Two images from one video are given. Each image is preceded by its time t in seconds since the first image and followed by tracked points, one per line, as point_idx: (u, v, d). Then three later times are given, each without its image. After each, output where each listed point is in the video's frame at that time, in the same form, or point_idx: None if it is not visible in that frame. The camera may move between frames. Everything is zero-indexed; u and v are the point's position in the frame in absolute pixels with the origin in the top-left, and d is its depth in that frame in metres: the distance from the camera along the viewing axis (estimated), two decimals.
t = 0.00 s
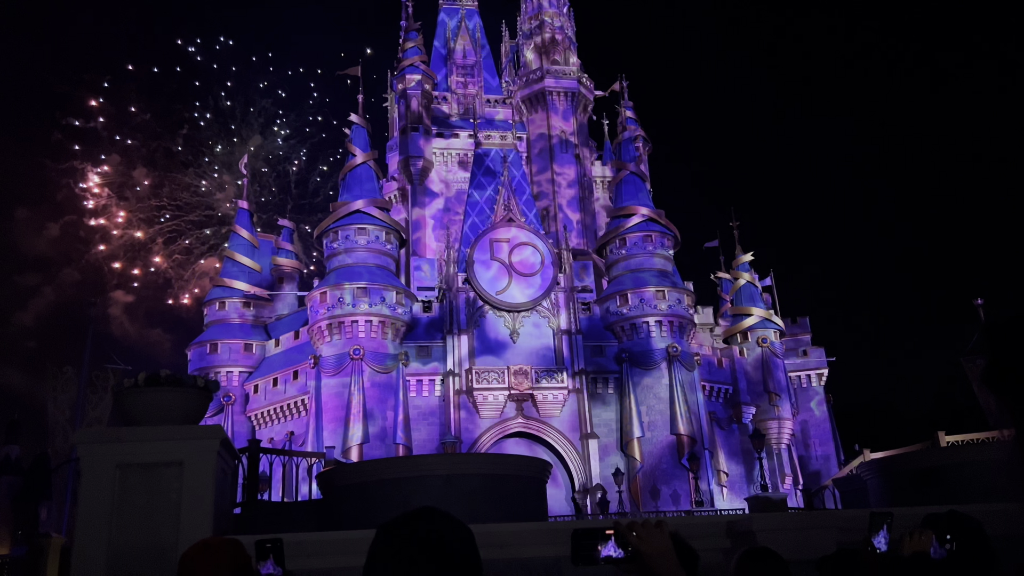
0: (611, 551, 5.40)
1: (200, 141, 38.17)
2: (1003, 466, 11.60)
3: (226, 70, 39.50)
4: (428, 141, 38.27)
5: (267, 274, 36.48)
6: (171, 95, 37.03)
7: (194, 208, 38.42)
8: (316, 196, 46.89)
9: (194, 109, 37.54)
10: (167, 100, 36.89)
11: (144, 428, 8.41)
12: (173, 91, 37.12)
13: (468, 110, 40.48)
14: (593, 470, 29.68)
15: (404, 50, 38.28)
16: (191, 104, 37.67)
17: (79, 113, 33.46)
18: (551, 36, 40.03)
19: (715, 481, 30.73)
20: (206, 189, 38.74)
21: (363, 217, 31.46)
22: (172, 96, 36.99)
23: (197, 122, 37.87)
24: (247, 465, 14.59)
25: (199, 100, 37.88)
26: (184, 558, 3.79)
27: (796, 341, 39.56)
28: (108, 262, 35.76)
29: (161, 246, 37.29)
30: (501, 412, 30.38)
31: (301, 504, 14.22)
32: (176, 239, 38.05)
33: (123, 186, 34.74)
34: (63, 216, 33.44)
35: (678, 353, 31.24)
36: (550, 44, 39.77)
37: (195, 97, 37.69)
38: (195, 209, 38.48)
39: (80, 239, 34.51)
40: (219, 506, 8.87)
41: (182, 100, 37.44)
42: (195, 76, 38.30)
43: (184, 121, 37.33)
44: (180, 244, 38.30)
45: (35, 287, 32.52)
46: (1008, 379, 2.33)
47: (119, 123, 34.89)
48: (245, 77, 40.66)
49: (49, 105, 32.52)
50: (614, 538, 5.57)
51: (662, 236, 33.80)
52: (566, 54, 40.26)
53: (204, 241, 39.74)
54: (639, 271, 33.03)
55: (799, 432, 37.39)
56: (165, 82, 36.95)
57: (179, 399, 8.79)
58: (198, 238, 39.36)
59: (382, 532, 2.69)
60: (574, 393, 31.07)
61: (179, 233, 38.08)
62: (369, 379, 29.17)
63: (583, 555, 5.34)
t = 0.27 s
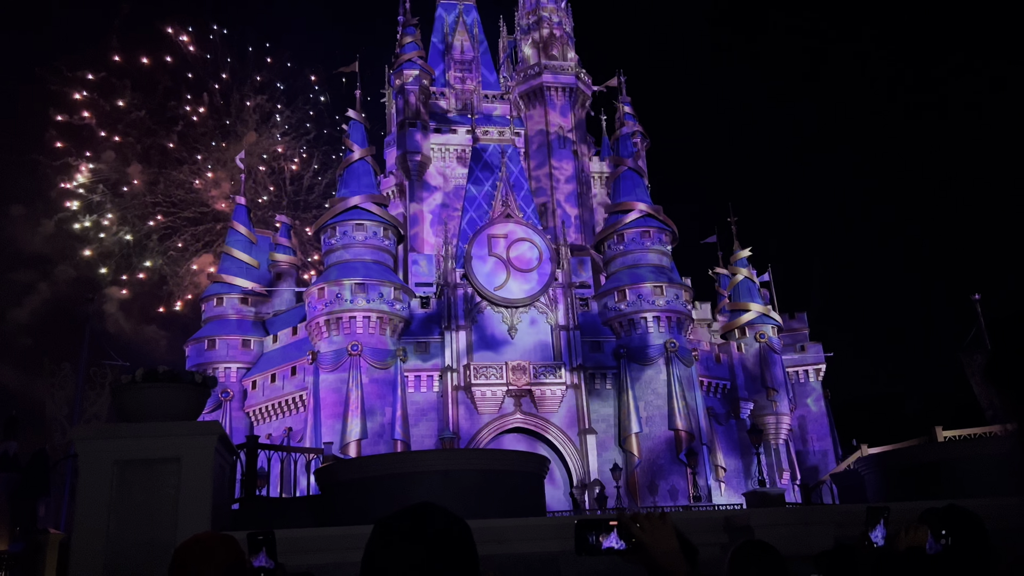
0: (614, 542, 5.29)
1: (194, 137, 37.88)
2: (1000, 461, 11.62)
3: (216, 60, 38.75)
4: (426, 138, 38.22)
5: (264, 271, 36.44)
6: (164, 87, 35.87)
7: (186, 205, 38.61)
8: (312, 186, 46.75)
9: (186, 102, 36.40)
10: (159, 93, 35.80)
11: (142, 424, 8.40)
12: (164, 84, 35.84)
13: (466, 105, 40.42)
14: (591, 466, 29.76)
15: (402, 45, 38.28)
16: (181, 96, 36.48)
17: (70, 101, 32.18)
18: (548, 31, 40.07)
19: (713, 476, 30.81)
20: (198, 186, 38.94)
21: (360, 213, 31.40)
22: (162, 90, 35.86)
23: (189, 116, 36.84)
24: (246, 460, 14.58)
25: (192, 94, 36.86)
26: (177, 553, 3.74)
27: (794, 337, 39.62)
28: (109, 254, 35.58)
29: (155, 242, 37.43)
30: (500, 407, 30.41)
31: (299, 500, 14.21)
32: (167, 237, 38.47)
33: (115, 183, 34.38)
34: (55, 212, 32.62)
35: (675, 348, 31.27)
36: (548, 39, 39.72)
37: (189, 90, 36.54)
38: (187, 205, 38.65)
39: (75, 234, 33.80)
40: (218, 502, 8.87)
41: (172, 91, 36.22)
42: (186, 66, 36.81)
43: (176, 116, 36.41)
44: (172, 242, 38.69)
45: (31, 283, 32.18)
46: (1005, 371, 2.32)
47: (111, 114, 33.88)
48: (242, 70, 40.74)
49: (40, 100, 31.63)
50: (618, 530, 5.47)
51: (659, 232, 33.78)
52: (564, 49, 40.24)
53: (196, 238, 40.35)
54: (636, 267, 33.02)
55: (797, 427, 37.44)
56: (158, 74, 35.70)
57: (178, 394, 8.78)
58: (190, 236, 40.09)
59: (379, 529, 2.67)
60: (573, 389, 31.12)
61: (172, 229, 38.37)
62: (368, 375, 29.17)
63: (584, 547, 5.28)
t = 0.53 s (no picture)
0: (617, 536, 5.25)
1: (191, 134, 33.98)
2: (1000, 456, 11.62)
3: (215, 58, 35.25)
4: (424, 134, 38.13)
5: (262, 267, 36.42)
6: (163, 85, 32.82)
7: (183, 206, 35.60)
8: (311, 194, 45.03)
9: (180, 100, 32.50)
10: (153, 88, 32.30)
11: (139, 420, 8.39)
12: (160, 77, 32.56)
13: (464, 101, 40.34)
14: (589, 462, 29.81)
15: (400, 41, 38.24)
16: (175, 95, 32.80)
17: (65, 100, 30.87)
18: (546, 27, 39.97)
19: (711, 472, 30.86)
20: (192, 186, 35.14)
21: (358, 210, 31.38)
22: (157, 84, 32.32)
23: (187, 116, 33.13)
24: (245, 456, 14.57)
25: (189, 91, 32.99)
26: (172, 550, 3.72)
27: (793, 333, 39.63)
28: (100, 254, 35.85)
29: (149, 241, 36.02)
30: (498, 403, 30.44)
31: (298, 497, 14.22)
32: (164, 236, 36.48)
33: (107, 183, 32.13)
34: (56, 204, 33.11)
35: (673, 343, 31.31)
36: (546, 34, 39.63)
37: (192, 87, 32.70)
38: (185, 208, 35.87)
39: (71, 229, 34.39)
40: (215, 497, 8.87)
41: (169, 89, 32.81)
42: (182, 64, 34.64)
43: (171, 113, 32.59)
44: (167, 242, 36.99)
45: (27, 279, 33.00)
46: (1008, 363, 2.29)
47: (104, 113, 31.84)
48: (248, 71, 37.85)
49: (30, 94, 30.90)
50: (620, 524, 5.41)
51: (658, 228, 33.73)
52: (562, 44, 40.16)
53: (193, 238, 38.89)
54: (635, 263, 33.00)
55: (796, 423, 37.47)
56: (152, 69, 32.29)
57: (174, 390, 8.76)
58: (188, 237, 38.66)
59: (374, 522, 2.67)
60: (571, 384, 31.13)
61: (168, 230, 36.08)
62: (366, 371, 29.15)
63: (587, 539, 5.27)
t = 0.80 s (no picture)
0: (615, 532, 5.25)
1: (187, 132, 36.19)
2: (998, 453, 11.64)
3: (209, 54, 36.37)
4: (422, 130, 38.07)
5: (261, 263, 36.36)
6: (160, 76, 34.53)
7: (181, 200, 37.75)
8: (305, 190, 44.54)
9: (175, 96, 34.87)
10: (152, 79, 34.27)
11: (139, 417, 8.40)
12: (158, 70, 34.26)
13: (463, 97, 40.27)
14: (589, 459, 29.88)
15: (398, 37, 38.17)
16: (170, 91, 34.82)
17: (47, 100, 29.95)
18: (545, 22, 39.84)
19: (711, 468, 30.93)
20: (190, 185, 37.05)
21: (357, 206, 31.35)
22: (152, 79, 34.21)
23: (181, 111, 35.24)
24: (244, 452, 14.53)
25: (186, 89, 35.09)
26: (167, 546, 3.67)
27: (792, 329, 39.67)
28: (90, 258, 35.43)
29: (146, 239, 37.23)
30: (497, 399, 30.46)
31: (297, 494, 14.18)
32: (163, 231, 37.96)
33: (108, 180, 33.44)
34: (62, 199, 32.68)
35: (672, 339, 31.29)
36: (544, 30, 39.61)
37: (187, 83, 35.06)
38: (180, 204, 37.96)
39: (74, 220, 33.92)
40: (215, 494, 8.87)
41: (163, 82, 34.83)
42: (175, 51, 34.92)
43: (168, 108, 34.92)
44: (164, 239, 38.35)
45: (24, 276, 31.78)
46: (1011, 357, 2.25)
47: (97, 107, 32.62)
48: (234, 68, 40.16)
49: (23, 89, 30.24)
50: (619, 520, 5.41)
51: (657, 224, 33.72)
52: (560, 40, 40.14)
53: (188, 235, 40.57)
54: (634, 259, 33.00)
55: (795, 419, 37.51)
56: (148, 66, 34.00)
57: (172, 387, 8.77)
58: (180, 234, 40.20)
59: (364, 520, 2.70)
60: (570, 381, 31.17)
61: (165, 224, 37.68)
62: (366, 367, 29.16)
63: (585, 536, 5.27)
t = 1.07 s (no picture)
0: (610, 530, 5.26)
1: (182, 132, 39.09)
2: (996, 448, 11.68)
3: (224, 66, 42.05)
4: (422, 126, 37.99)
5: (260, 260, 36.29)
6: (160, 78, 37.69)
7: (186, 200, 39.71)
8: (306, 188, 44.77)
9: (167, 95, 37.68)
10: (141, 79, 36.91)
11: (139, 414, 8.40)
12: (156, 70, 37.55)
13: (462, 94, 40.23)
14: (588, 456, 29.90)
15: (397, 33, 38.12)
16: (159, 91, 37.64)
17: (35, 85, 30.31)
18: (544, 18, 39.81)
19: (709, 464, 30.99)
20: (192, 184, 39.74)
21: (356, 203, 31.31)
22: (136, 77, 36.61)
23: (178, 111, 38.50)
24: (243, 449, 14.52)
25: (180, 87, 38.36)
26: (162, 543, 3.66)
27: (791, 326, 39.71)
28: (86, 259, 34.73)
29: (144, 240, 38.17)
30: (495, 396, 30.50)
31: (296, 491, 14.16)
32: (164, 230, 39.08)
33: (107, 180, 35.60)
34: (54, 194, 32.59)
35: (671, 336, 31.31)
36: (543, 26, 39.61)
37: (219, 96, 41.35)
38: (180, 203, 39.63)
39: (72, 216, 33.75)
40: (214, 491, 8.87)
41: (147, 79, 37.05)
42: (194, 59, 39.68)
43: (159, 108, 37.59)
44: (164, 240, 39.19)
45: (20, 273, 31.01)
46: (1011, 349, 2.24)
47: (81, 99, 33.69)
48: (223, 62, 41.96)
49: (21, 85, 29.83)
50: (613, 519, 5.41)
51: (655, 221, 33.72)
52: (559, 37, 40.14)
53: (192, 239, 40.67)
54: (633, 256, 33.00)
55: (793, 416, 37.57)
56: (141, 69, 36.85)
57: (170, 383, 8.75)
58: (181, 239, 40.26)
59: (356, 515, 2.70)
60: (569, 377, 31.22)
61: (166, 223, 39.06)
62: (365, 364, 29.17)
63: (580, 534, 5.28)
